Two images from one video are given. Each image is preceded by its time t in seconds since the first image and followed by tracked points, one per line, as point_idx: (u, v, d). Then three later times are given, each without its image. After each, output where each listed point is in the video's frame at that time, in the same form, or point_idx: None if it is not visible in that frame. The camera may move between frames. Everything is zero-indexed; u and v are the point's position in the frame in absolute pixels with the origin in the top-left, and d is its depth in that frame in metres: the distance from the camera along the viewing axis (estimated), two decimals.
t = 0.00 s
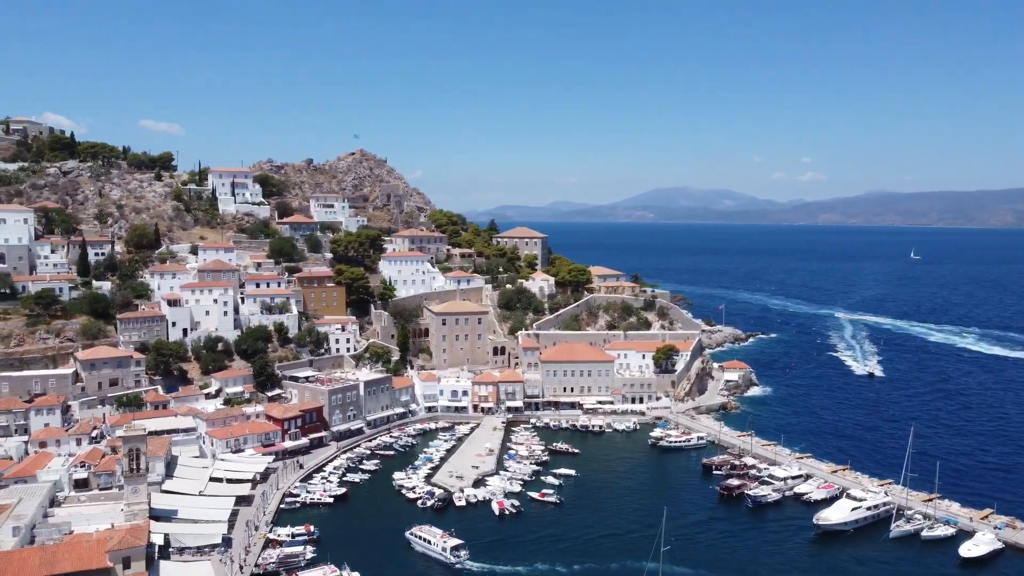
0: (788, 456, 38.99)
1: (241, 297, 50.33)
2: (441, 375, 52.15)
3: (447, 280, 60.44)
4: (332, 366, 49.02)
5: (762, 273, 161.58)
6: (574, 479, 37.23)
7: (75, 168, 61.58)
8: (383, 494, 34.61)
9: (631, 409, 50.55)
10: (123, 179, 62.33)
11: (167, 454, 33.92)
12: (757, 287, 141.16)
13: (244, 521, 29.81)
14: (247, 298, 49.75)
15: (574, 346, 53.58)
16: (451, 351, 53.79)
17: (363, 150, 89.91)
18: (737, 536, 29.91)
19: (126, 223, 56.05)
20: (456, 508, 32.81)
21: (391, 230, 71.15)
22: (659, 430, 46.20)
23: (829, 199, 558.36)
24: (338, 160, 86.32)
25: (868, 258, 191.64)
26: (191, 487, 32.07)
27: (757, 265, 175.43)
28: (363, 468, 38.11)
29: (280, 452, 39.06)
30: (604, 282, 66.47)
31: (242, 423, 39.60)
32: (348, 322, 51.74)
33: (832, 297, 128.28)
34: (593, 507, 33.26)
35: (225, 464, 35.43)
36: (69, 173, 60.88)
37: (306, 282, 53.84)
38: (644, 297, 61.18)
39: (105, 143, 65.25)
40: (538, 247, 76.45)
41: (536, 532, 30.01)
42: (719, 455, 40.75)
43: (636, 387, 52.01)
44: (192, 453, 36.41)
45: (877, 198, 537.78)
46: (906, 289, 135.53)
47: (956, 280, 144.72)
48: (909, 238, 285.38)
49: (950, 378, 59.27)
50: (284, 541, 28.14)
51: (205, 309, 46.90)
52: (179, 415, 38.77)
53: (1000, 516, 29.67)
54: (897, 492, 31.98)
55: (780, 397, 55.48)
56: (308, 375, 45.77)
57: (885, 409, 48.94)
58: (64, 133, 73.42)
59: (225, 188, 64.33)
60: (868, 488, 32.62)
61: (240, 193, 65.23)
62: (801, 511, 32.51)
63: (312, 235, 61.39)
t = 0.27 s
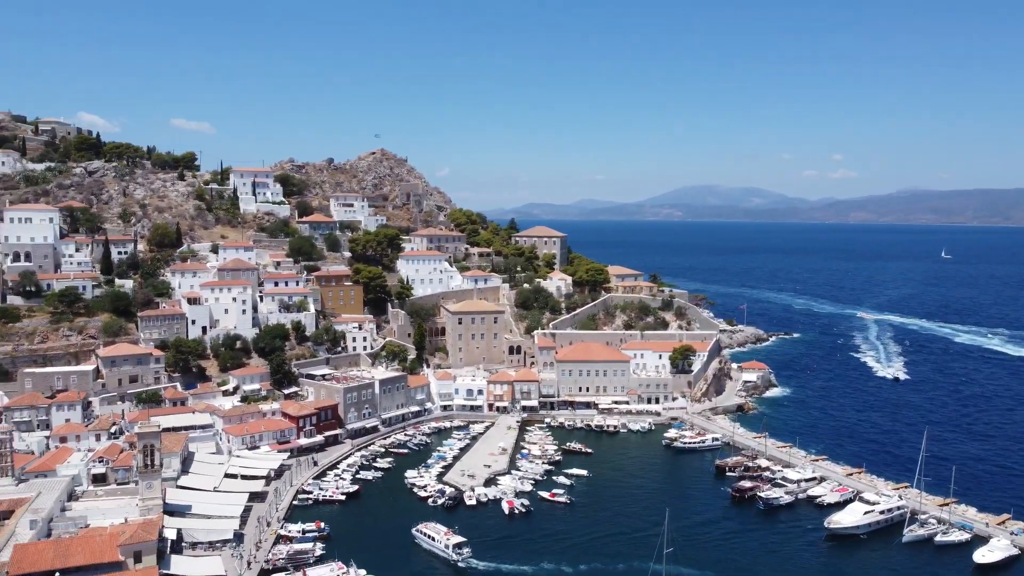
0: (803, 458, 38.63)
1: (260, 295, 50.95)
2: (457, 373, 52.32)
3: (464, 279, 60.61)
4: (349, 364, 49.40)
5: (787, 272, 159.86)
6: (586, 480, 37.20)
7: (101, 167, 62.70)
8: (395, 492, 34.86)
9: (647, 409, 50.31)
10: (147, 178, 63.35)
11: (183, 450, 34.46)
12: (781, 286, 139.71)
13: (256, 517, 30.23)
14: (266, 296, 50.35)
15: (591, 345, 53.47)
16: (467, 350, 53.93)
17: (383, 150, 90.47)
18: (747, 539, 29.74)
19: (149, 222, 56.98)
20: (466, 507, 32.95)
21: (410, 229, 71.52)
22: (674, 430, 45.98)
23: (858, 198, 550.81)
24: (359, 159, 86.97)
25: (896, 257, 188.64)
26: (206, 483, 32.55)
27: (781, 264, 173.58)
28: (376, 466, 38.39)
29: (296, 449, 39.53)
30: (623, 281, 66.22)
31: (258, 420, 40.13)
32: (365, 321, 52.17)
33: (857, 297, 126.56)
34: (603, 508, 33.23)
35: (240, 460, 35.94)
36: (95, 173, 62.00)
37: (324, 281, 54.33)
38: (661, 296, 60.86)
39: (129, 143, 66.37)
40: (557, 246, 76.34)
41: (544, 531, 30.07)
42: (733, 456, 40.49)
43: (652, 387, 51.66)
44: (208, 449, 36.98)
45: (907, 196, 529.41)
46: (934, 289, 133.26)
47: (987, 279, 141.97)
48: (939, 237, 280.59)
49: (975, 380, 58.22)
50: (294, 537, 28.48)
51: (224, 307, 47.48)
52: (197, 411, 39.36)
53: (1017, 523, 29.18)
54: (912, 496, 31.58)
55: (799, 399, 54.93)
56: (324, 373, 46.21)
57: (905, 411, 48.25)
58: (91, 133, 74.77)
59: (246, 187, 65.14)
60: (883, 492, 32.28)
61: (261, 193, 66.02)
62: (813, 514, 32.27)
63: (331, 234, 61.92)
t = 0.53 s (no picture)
0: (816, 460, 38.34)
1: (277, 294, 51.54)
2: (471, 372, 52.51)
3: (479, 278, 60.80)
4: (364, 362, 49.74)
5: (809, 272, 158.23)
6: (597, 480, 37.19)
7: (123, 167, 63.70)
8: (406, 490, 35.12)
9: (661, 409, 50.16)
10: (167, 178, 64.26)
11: (198, 446, 34.97)
12: (802, 285, 138.37)
13: (267, 514, 30.63)
14: (282, 295, 50.91)
15: (605, 345, 53.41)
16: (481, 349, 54.09)
17: (402, 150, 90.92)
18: (755, 540, 29.62)
19: (169, 221, 57.82)
20: (475, 506, 33.12)
21: (426, 228, 71.86)
22: (687, 431, 45.81)
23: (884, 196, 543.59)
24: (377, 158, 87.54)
25: (922, 256, 185.87)
26: (219, 479, 32.99)
27: (804, 264, 171.72)
28: (388, 464, 38.68)
29: (309, 446, 39.95)
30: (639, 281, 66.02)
31: (273, 417, 40.61)
32: (380, 320, 52.59)
33: (880, 296, 124.98)
34: (612, 508, 33.23)
35: (254, 457, 36.40)
36: (117, 172, 63.01)
37: (340, 279, 54.81)
38: (677, 296, 60.55)
39: (151, 143, 67.40)
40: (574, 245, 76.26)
41: (552, 531, 30.15)
42: (745, 457, 40.28)
43: (666, 387, 51.50)
44: (223, 445, 37.50)
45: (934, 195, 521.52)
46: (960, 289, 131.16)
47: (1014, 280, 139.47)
48: (967, 236, 276.01)
49: (997, 383, 57.31)
50: (303, 534, 28.81)
51: (241, 306, 48.18)
52: (212, 408, 39.92)
53: None
54: (926, 500, 31.27)
55: (815, 400, 54.46)
56: (339, 371, 46.63)
57: (923, 414, 47.66)
58: (114, 133, 76.01)
59: (265, 187, 65.85)
60: (895, 496, 31.96)
61: (279, 192, 66.72)
62: (824, 517, 32.02)
63: (347, 233, 62.41)
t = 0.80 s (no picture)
0: (831, 462, 37.99)
1: (295, 292, 52.13)
2: (487, 371, 52.68)
3: (496, 277, 60.93)
4: (380, 360, 50.05)
5: (834, 271, 156.25)
6: (608, 479, 37.18)
7: (147, 166, 64.75)
8: (418, 488, 35.35)
9: (676, 410, 49.95)
10: (190, 177, 65.24)
11: (214, 442, 35.53)
12: (827, 285, 136.75)
13: (279, 510, 31.06)
14: (300, 293, 51.48)
15: (621, 345, 53.28)
16: (496, 347, 54.22)
17: (422, 149, 91.35)
18: (765, 543, 29.47)
19: (190, 220, 58.70)
20: (486, 504, 33.28)
21: (445, 227, 72.16)
22: (702, 432, 45.59)
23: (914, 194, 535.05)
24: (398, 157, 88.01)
25: (952, 255, 182.61)
26: (233, 475, 33.47)
27: (829, 263, 169.63)
28: (401, 461, 38.99)
29: (324, 443, 40.39)
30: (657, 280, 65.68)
31: (288, 414, 41.12)
32: (396, 318, 52.97)
33: (907, 296, 123.08)
34: (622, 508, 33.22)
35: (269, 453, 36.88)
36: (141, 172, 64.08)
37: (357, 278, 55.27)
38: (695, 296, 60.21)
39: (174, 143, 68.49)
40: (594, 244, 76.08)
41: (560, 530, 30.23)
42: (759, 459, 40.02)
43: (682, 387, 51.26)
44: (238, 441, 38.02)
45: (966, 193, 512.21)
46: (990, 289, 128.74)
47: None
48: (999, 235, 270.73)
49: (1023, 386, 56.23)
50: (313, 530, 29.17)
51: (260, 304, 48.85)
52: (229, 405, 40.53)
53: None
54: (940, 504, 30.93)
55: (834, 402, 53.89)
56: (354, 369, 47.04)
57: (944, 418, 46.98)
58: (139, 133, 77.29)
59: (285, 186, 66.41)
60: (909, 499, 31.64)
61: (299, 191, 67.41)
62: (836, 521, 31.75)
63: (366, 232, 62.89)
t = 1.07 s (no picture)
0: (846, 465, 37.66)
1: (313, 291, 52.72)
2: (502, 370, 52.85)
3: (513, 276, 61.07)
4: (396, 359, 50.44)
5: (860, 270, 154.23)
6: (620, 480, 37.18)
7: (170, 166, 65.80)
8: (429, 486, 35.61)
9: (692, 410, 49.74)
10: (212, 176, 66.20)
11: (230, 438, 36.10)
12: (852, 284, 135.05)
13: (292, 506, 31.49)
14: (318, 292, 52.06)
15: (637, 344, 53.16)
16: (512, 346, 54.35)
17: (442, 148, 91.69)
18: (774, 545, 29.34)
19: (211, 219, 59.55)
20: (496, 503, 33.46)
21: (463, 226, 72.45)
22: (717, 433, 45.36)
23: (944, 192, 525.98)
24: (418, 156, 88.46)
25: (982, 254, 179.33)
26: (248, 471, 33.98)
27: (855, 262, 167.36)
28: (414, 459, 39.30)
29: (338, 441, 40.81)
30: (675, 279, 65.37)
31: (304, 411, 41.63)
32: (413, 317, 53.34)
33: (934, 297, 121.15)
34: (632, 508, 33.22)
35: (283, 450, 37.37)
36: (164, 172, 65.14)
37: (374, 277, 55.70)
38: (712, 295, 59.83)
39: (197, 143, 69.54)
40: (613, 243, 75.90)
41: (568, 530, 30.33)
42: (773, 460, 39.76)
43: (698, 388, 51.01)
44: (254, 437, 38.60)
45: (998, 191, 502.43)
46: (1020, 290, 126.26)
47: None
48: None
49: None
50: (324, 526, 29.56)
51: (278, 302, 49.40)
52: (246, 402, 41.14)
53: None
54: (955, 508, 30.60)
55: (853, 403, 53.33)
56: (370, 367, 47.45)
57: (965, 421, 46.31)
58: (163, 134, 78.58)
59: (305, 186, 67.00)
60: (923, 503, 31.33)
61: (319, 190, 68.06)
62: (848, 524, 31.46)
63: (384, 231, 63.34)
